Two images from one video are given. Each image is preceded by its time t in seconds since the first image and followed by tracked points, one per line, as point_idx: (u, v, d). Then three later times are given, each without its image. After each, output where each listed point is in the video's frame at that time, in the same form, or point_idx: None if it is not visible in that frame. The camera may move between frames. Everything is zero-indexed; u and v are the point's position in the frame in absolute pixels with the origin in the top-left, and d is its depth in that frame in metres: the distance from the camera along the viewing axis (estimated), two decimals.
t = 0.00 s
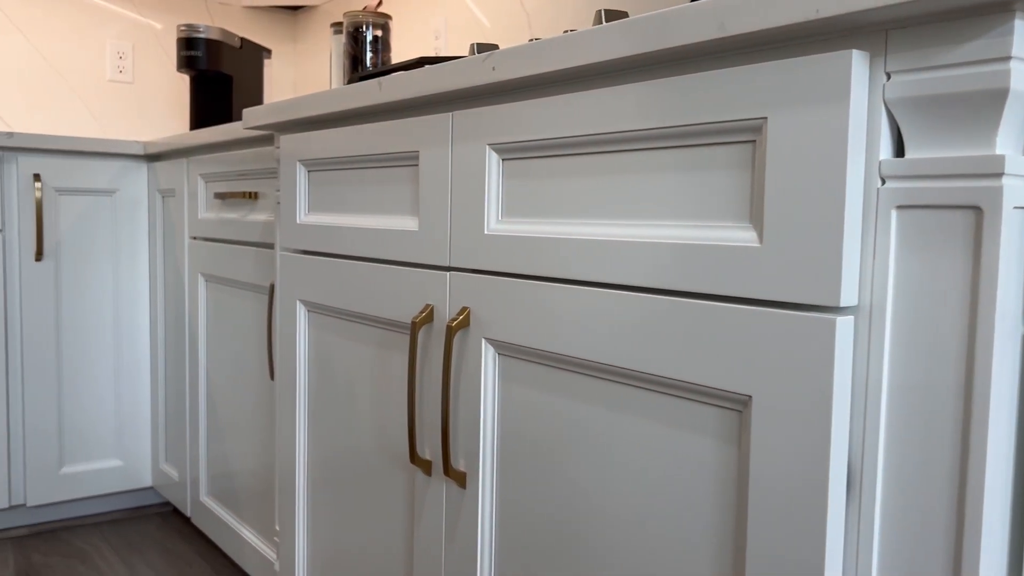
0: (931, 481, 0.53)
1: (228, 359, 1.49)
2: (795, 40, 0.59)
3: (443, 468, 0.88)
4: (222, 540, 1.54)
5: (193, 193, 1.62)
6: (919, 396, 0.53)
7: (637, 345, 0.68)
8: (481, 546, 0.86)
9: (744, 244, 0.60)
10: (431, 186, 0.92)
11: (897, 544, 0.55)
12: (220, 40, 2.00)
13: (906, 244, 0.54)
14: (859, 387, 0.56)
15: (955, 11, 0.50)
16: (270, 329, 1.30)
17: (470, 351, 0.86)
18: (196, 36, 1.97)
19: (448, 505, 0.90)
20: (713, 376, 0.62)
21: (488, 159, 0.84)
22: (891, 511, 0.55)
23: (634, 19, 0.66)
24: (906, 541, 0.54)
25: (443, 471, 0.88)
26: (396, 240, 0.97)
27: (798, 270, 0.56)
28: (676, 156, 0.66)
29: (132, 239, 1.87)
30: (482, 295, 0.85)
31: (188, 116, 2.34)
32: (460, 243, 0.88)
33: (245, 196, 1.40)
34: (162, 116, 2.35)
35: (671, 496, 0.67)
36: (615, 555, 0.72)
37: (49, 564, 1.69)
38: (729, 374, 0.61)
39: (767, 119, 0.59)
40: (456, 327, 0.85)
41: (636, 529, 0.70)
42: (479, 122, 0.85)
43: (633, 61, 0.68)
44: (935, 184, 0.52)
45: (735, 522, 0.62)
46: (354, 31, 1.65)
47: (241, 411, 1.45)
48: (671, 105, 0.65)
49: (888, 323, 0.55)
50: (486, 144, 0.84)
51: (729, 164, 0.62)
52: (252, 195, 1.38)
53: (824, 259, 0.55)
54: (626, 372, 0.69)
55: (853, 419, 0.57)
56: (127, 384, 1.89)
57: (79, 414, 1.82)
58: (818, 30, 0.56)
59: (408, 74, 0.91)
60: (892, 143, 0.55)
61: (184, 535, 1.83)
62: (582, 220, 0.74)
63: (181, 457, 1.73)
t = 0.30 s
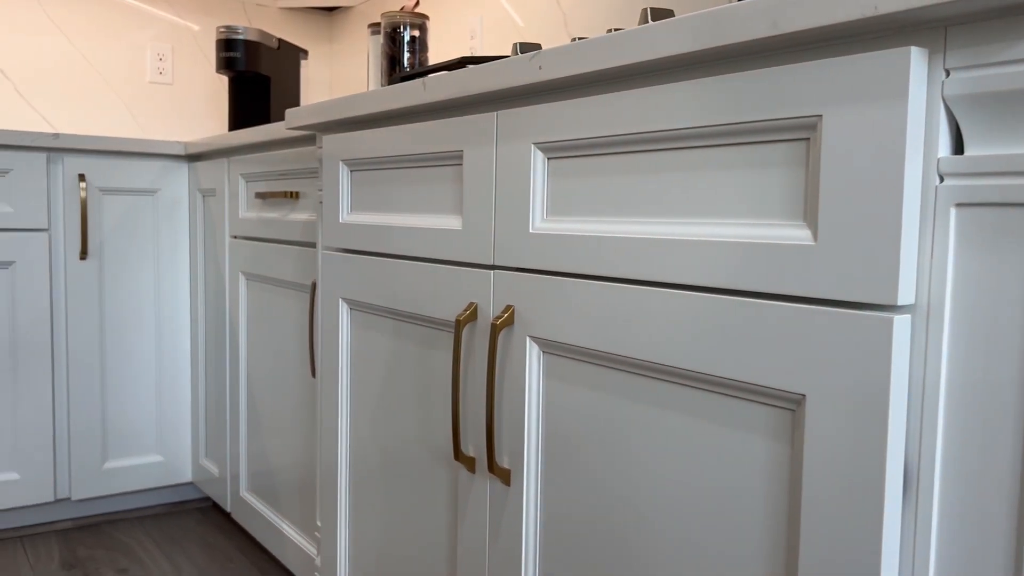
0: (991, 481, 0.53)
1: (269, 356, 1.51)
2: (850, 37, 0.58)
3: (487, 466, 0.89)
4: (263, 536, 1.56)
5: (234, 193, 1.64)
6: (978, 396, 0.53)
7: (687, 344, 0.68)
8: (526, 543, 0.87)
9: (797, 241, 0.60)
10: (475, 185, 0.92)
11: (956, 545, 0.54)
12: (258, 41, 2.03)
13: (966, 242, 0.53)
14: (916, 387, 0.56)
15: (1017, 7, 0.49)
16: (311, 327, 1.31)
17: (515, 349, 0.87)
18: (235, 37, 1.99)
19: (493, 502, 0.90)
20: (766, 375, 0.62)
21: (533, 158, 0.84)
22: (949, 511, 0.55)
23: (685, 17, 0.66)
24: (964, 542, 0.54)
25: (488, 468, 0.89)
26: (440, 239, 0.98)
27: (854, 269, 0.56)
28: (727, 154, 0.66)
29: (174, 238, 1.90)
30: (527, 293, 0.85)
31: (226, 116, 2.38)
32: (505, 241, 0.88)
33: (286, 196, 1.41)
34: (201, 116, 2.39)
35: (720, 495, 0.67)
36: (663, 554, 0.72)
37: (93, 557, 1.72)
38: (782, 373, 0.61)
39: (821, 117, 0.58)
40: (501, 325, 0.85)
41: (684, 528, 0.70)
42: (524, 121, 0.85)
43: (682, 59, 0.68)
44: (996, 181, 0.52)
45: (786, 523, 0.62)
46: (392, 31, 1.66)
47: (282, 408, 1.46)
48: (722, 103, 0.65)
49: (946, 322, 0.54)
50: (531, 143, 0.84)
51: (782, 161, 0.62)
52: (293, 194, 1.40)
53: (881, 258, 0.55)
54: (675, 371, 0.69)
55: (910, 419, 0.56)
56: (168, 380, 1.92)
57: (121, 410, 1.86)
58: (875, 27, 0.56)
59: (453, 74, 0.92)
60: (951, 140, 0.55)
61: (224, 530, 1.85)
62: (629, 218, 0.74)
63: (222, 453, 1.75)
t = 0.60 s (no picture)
0: None
1: (306, 355, 1.53)
2: (900, 36, 0.58)
3: (527, 464, 0.89)
4: (300, 533, 1.58)
5: (272, 193, 1.66)
6: None
7: (732, 344, 0.68)
8: (566, 542, 0.87)
9: (845, 241, 0.60)
10: (515, 185, 0.93)
11: (1010, 548, 0.54)
12: (294, 43, 2.05)
13: (1020, 242, 0.53)
14: (969, 388, 0.55)
15: None
16: (349, 326, 1.33)
17: (555, 349, 0.87)
18: (271, 39, 2.01)
19: (533, 501, 0.91)
20: (813, 375, 0.62)
21: (574, 158, 0.84)
22: (1003, 513, 0.54)
23: (730, 17, 0.65)
24: (1019, 544, 0.53)
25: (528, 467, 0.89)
26: (479, 239, 0.98)
27: (905, 269, 0.56)
28: (773, 153, 0.65)
29: (212, 238, 1.93)
30: (568, 293, 0.85)
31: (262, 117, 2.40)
32: (545, 241, 0.89)
33: (323, 197, 1.43)
34: (237, 117, 2.42)
35: (766, 496, 0.67)
36: (706, 554, 0.72)
37: (134, 552, 1.75)
38: (830, 374, 0.60)
39: (871, 116, 0.58)
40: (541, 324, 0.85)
41: (728, 528, 0.70)
42: (565, 121, 0.85)
43: (727, 59, 0.68)
44: None
45: (834, 523, 0.62)
46: (427, 32, 1.67)
47: (320, 407, 1.48)
48: (768, 103, 0.65)
49: (1000, 322, 0.54)
50: (572, 143, 0.84)
51: (830, 161, 0.61)
52: (330, 194, 1.41)
53: (932, 257, 0.54)
54: (719, 370, 0.69)
55: (962, 420, 0.56)
56: (206, 378, 1.95)
57: (160, 407, 1.89)
58: (927, 25, 0.55)
59: (493, 74, 0.92)
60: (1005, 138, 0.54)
61: (261, 527, 1.88)
62: (672, 218, 0.74)
63: (259, 450, 1.77)
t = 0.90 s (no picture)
0: None
1: (344, 353, 1.55)
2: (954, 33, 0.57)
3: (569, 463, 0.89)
4: (338, 529, 1.60)
5: (310, 193, 1.68)
6: None
7: (779, 342, 0.68)
8: (608, 540, 0.87)
9: (896, 240, 0.59)
10: (556, 184, 0.93)
11: None
12: (330, 44, 2.07)
13: None
14: None
15: None
16: (388, 325, 1.34)
17: (597, 347, 0.87)
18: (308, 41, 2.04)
19: (574, 498, 0.91)
20: (863, 374, 0.61)
21: (617, 158, 0.84)
22: None
23: (778, 15, 0.65)
24: None
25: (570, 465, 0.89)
26: (520, 238, 0.99)
27: (958, 267, 0.55)
28: (821, 152, 0.65)
29: (250, 238, 1.96)
30: (610, 291, 0.86)
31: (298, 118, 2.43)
32: (587, 240, 0.89)
33: (362, 197, 1.44)
34: (274, 118, 2.45)
35: (813, 495, 0.66)
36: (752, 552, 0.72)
37: (175, 546, 1.78)
38: (881, 372, 0.60)
39: (923, 114, 0.58)
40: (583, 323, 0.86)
41: (774, 526, 0.70)
42: (607, 121, 0.86)
43: (774, 58, 0.68)
44: None
45: (884, 523, 0.61)
46: (463, 33, 1.68)
47: (358, 404, 1.50)
48: (816, 101, 0.64)
49: None
50: (615, 142, 0.84)
51: (880, 159, 0.61)
52: (368, 195, 1.43)
53: (987, 256, 0.54)
54: (765, 369, 0.69)
55: (1017, 420, 0.55)
56: (244, 376, 1.97)
57: (200, 404, 1.92)
58: (982, 22, 0.55)
59: (535, 74, 0.93)
60: None
61: (298, 523, 1.90)
62: (717, 216, 0.74)
63: (296, 447, 1.80)
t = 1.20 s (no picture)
0: None
1: (382, 352, 1.56)
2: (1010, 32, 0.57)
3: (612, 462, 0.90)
4: (376, 526, 1.61)
5: (349, 194, 1.70)
6: None
7: (829, 343, 0.67)
8: (652, 539, 0.87)
9: (950, 240, 0.59)
10: (599, 185, 0.94)
11: None
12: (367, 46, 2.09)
13: None
14: None
15: None
16: (427, 324, 1.35)
17: (641, 347, 0.88)
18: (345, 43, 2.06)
19: (617, 497, 0.92)
20: (915, 374, 0.61)
21: (661, 158, 0.85)
22: None
23: (828, 14, 0.65)
24: None
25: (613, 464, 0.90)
26: (562, 238, 0.99)
27: (1015, 267, 0.55)
28: (872, 151, 0.65)
29: (288, 238, 1.98)
30: (654, 291, 0.86)
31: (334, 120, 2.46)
32: (630, 240, 0.89)
33: (401, 197, 1.46)
34: (311, 120, 2.47)
35: (863, 495, 0.66)
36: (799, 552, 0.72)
37: (215, 541, 1.81)
38: (934, 373, 0.60)
39: (978, 113, 0.57)
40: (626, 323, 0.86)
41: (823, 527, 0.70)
42: (651, 120, 0.86)
43: (824, 57, 0.68)
44: None
45: (936, 524, 0.61)
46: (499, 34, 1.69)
47: (396, 403, 1.51)
48: (867, 101, 0.64)
49: None
50: (659, 142, 0.85)
51: (933, 158, 0.61)
52: (406, 196, 1.44)
53: None
54: (814, 369, 0.69)
55: None
56: (282, 374, 2.00)
57: (239, 401, 1.95)
58: None
59: (578, 75, 0.93)
60: None
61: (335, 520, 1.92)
62: (764, 216, 0.74)
63: (334, 445, 1.82)
